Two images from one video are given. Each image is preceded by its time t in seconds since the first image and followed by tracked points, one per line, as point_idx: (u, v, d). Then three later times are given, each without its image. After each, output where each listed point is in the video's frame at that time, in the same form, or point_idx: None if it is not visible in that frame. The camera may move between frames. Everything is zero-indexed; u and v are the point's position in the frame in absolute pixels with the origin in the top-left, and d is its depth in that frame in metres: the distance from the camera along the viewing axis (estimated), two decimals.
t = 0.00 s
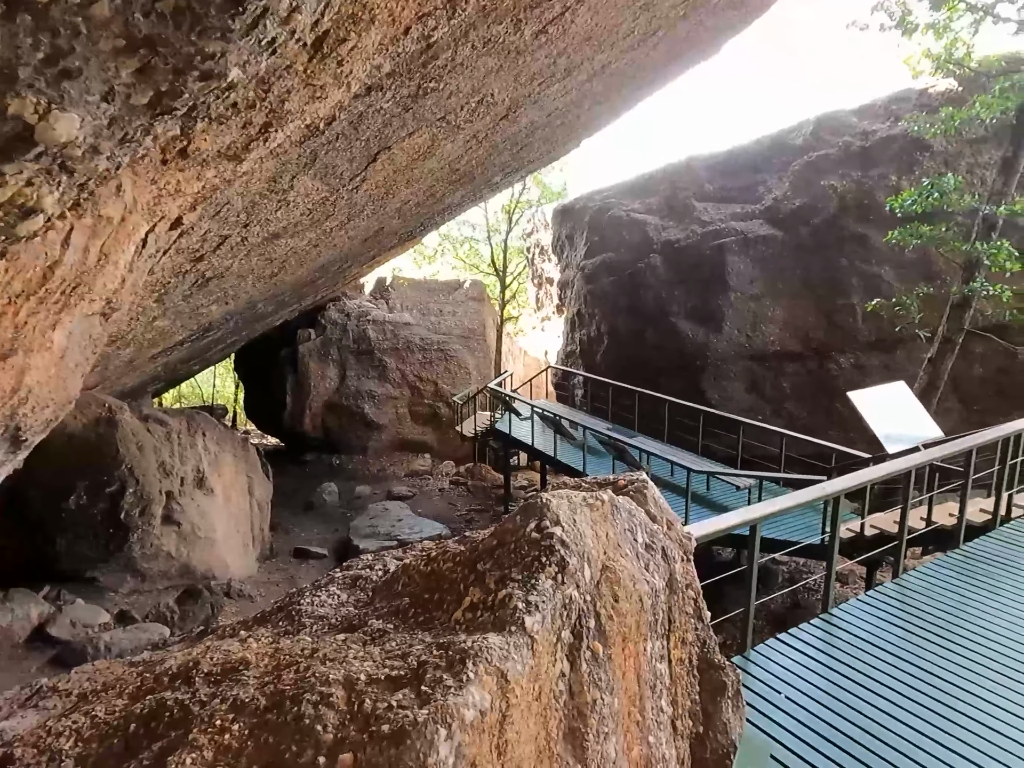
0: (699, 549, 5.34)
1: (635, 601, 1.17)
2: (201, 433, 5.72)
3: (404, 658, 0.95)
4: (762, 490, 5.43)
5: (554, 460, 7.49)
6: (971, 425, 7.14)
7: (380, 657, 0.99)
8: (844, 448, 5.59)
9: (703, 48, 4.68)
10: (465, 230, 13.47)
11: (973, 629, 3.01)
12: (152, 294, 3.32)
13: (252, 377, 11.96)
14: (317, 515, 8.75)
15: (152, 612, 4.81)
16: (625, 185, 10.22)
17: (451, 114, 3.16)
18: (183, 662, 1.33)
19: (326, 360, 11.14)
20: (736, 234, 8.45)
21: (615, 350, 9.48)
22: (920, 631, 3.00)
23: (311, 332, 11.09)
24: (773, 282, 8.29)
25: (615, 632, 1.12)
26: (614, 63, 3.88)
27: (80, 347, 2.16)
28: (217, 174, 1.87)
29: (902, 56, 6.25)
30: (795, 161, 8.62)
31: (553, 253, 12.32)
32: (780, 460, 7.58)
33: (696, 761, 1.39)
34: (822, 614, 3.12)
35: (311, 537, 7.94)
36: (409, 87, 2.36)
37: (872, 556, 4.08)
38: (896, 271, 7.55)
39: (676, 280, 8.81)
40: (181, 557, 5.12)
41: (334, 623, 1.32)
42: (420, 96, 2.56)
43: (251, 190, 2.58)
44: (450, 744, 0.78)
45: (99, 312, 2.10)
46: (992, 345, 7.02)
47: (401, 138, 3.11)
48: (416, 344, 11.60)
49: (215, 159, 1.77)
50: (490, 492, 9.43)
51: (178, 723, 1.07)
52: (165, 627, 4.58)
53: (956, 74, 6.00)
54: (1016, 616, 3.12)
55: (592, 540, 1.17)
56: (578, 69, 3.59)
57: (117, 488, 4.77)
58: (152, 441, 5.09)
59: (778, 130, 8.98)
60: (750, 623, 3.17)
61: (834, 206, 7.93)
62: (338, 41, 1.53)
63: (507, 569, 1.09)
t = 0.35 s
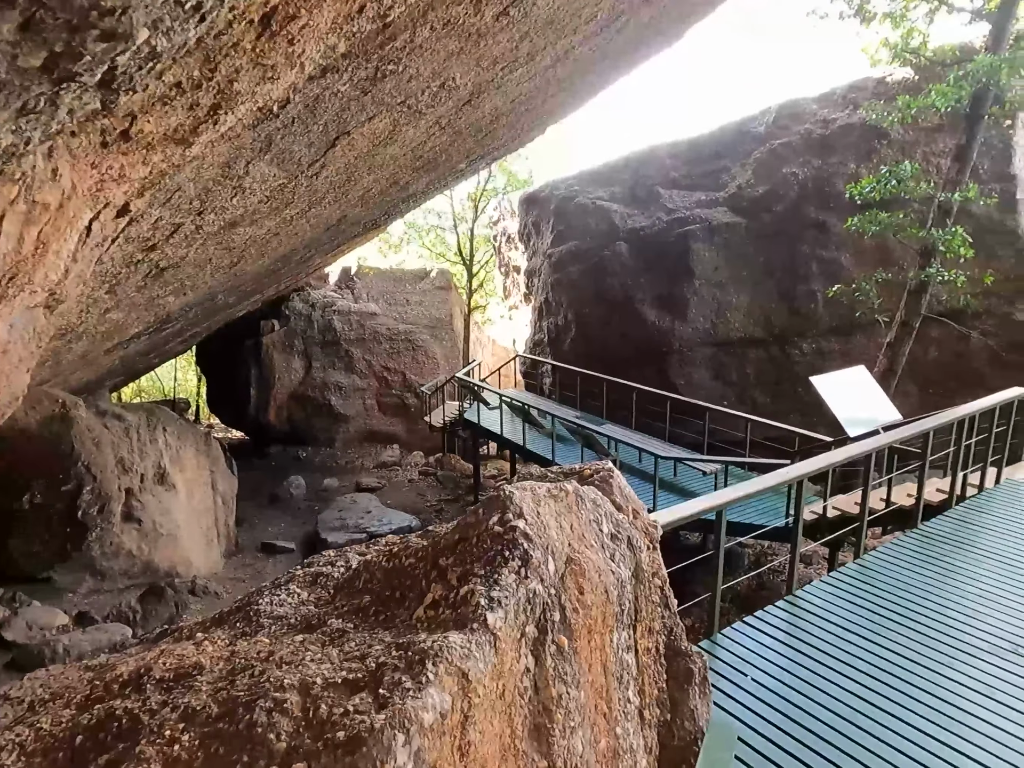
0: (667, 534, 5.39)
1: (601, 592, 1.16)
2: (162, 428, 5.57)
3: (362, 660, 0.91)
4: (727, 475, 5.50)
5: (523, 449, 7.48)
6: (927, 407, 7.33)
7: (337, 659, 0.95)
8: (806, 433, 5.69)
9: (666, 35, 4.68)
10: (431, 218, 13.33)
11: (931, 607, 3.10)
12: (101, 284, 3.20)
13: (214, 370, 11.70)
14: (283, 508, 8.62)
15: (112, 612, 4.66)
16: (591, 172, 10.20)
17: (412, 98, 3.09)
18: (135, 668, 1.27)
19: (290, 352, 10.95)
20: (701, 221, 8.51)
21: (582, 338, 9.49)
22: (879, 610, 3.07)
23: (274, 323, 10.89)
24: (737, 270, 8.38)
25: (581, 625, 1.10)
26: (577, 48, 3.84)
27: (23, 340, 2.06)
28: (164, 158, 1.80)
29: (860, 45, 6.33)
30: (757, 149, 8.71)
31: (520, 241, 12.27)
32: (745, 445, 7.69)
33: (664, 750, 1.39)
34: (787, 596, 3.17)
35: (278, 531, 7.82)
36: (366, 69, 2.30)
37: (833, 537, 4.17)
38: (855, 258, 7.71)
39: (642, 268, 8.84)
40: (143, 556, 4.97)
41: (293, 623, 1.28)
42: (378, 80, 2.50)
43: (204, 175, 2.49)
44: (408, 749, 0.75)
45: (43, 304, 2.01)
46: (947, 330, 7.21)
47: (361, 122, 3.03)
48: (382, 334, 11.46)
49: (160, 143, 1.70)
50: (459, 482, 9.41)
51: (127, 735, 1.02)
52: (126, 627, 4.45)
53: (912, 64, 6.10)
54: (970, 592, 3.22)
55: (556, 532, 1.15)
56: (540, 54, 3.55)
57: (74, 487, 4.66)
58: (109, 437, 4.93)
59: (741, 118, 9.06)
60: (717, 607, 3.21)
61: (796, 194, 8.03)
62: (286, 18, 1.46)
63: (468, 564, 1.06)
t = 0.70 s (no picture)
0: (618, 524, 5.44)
1: (548, 590, 1.14)
2: (96, 433, 5.31)
3: (298, 674, 0.87)
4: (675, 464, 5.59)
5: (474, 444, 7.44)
6: (863, 393, 7.62)
7: (273, 673, 0.90)
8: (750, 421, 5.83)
9: (607, 29, 4.70)
10: (376, 212, 13.13)
11: (870, 586, 3.21)
12: (19, 283, 3.01)
13: (152, 371, 11.28)
14: (228, 512, 8.37)
15: (46, 627, 4.58)
16: (537, 166, 10.23)
17: (350, 88, 3.01)
18: (57, 691, 1.19)
19: (232, 350, 10.63)
20: (645, 214, 8.62)
21: (531, 332, 9.51)
22: (822, 591, 3.17)
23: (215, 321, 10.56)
24: (681, 262, 8.51)
25: (528, 624, 1.08)
26: (518, 40, 3.82)
27: None
28: (80, 147, 1.69)
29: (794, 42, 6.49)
30: (698, 143, 8.87)
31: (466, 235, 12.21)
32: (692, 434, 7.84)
33: (615, 743, 1.39)
34: (733, 582, 3.23)
35: (223, 535, 7.58)
36: (299, 56, 2.22)
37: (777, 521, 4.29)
38: (793, 249, 7.94)
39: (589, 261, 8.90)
40: (77, 567, 4.74)
41: (229, 635, 1.22)
42: (312, 68, 2.41)
43: (128, 167, 2.37)
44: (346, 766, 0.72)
45: None
46: (880, 318, 7.50)
47: (296, 112, 2.93)
48: (328, 331, 11.23)
49: (74, 130, 1.59)
50: (410, 479, 9.31)
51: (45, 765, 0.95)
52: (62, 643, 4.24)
53: (843, 61, 6.29)
54: (905, 571, 3.35)
55: (501, 531, 1.12)
56: (482, 44, 3.51)
57: None
58: (37, 444, 4.68)
59: (681, 112, 9.21)
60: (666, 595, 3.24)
61: (735, 187, 8.21)
62: None
63: (410, 567, 1.03)
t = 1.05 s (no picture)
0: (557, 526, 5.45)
1: (475, 600, 1.10)
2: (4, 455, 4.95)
3: (202, 710, 0.81)
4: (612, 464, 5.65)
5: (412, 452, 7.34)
6: (788, 388, 7.91)
7: (175, 709, 0.84)
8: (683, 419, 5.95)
9: (533, 35, 4.73)
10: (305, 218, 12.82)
11: (800, 576, 3.31)
12: None
13: (68, 386, 10.68)
14: (154, 532, 7.97)
15: None
16: (469, 170, 10.21)
17: (268, 88, 2.90)
18: None
19: (155, 363, 10.17)
20: (576, 218, 8.72)
21: (468, 337, 9.47)
22: (754, 583, 3.25)
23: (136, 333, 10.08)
24: (613, 265, 8.64)
25: (456, 638, 1.04)
26: (444, 44, 3.78)
27: None
28: None
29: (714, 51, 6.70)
30: (626, 148, 9.05)
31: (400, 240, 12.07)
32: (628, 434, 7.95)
33: (551, 750, 1.37)
34: (669, 579, 3.28)
35: (148, 557, 7.22)
36: (210, 53, 2.12)
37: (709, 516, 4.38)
38: (718, 251, 8.18)
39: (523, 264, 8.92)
40: None
41: (136, 669, 1.13)
42: (225, 65, 2.31)
43: (23, 169, 2.21)
44: None
45: None
46: (802, 316, 7.81)
47: (211, 112, 2.80)
48: (258, 340, 10.88)
49: None
50: (348, 490, 9.10)
51: None
52: None
53: (760, 71, 6.53)
54: (832, 559, 3.48)
55: (425, 542, 1.08)
56: (407, 46, 3.45)
57: None
58: None
59: (609, 118, 9.37)
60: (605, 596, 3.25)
61: (663, 191, 8.41)
62: None
63: (327, 586, 0.98)
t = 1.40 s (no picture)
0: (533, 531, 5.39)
1: (424, 601, 1.05)
2: None
3: (115, 724, 0.75)
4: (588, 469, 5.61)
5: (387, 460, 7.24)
6: (763, 392, 7.96)
7: (88, 724, 0.78)
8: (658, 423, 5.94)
9: (504, 40, 4.73)
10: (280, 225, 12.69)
11: (773, 577, 3.30)
12: None
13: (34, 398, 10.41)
14: (123, 545, 7.77)
15: None
16: (444, 177, 10.19)
17: (229, 87, 2.84)
18: None
19: (125, 372, 9.96)
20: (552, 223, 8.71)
21: (444, 343, 9.41)
22: (727, 585, 3.23)
23: (105, 341, 9.88)
24: (588, 270, 8.64)
25: (403, 642, 0.99)
26: (414, 46, 3.75)
27: None
28: None
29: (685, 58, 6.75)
30: (601, 154, 9.09)
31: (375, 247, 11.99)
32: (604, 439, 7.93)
33: (511, 758, 1.32)
34: (642, 582, 3.24)
35: (116, 571, 7.02)
36: (163, 45, 2.06)
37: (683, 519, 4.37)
38: (692, 256, 8.23)
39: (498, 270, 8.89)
40: None
41: (64, 684, 1.05)
42: (180, 60, 2.25)
43: None
44: None
45: None
46: (776, 320, 7.87)
47: (170, 110, 2.73)
48: (231, 348, 10.71)
49: None
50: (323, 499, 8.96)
51: None
52: None
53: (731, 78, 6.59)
54: (805, 560, 3.46)
55: (369, 542, 1.03)
56: (375, 47, 3.42)
57: None
58: None
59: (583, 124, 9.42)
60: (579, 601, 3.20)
61: (637, 197, 8.45)
62: None
63: (261, 589, 0.92)
